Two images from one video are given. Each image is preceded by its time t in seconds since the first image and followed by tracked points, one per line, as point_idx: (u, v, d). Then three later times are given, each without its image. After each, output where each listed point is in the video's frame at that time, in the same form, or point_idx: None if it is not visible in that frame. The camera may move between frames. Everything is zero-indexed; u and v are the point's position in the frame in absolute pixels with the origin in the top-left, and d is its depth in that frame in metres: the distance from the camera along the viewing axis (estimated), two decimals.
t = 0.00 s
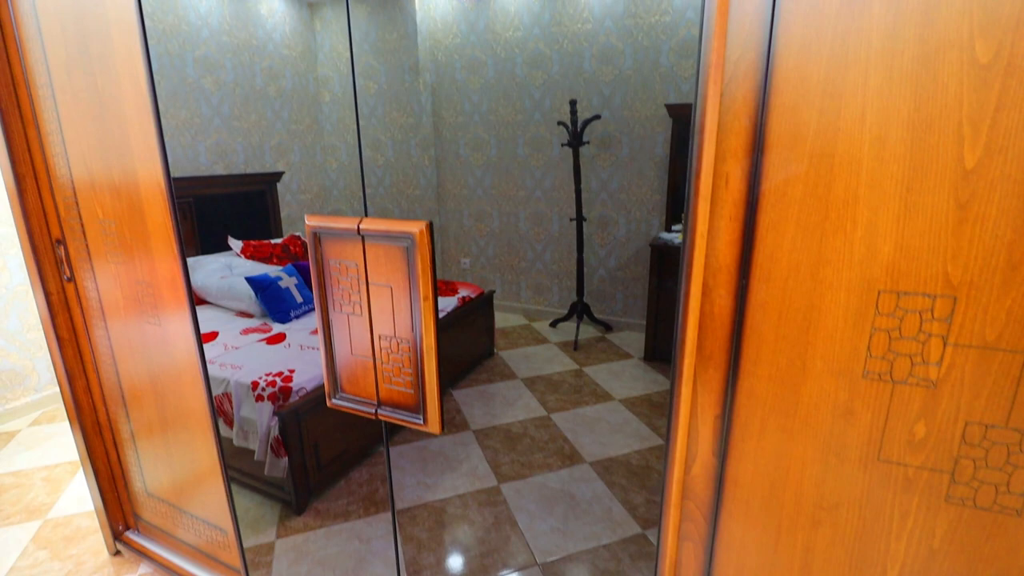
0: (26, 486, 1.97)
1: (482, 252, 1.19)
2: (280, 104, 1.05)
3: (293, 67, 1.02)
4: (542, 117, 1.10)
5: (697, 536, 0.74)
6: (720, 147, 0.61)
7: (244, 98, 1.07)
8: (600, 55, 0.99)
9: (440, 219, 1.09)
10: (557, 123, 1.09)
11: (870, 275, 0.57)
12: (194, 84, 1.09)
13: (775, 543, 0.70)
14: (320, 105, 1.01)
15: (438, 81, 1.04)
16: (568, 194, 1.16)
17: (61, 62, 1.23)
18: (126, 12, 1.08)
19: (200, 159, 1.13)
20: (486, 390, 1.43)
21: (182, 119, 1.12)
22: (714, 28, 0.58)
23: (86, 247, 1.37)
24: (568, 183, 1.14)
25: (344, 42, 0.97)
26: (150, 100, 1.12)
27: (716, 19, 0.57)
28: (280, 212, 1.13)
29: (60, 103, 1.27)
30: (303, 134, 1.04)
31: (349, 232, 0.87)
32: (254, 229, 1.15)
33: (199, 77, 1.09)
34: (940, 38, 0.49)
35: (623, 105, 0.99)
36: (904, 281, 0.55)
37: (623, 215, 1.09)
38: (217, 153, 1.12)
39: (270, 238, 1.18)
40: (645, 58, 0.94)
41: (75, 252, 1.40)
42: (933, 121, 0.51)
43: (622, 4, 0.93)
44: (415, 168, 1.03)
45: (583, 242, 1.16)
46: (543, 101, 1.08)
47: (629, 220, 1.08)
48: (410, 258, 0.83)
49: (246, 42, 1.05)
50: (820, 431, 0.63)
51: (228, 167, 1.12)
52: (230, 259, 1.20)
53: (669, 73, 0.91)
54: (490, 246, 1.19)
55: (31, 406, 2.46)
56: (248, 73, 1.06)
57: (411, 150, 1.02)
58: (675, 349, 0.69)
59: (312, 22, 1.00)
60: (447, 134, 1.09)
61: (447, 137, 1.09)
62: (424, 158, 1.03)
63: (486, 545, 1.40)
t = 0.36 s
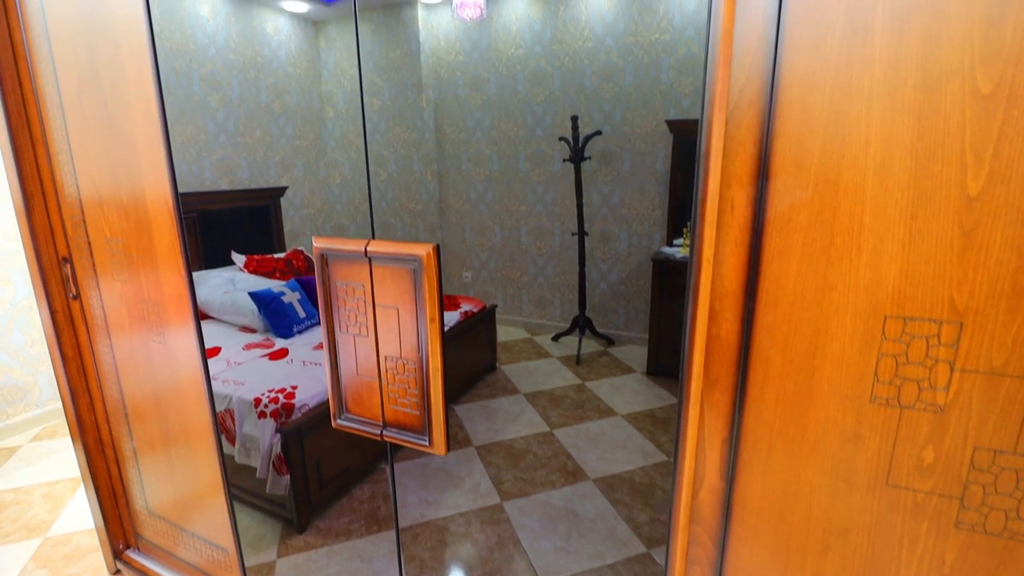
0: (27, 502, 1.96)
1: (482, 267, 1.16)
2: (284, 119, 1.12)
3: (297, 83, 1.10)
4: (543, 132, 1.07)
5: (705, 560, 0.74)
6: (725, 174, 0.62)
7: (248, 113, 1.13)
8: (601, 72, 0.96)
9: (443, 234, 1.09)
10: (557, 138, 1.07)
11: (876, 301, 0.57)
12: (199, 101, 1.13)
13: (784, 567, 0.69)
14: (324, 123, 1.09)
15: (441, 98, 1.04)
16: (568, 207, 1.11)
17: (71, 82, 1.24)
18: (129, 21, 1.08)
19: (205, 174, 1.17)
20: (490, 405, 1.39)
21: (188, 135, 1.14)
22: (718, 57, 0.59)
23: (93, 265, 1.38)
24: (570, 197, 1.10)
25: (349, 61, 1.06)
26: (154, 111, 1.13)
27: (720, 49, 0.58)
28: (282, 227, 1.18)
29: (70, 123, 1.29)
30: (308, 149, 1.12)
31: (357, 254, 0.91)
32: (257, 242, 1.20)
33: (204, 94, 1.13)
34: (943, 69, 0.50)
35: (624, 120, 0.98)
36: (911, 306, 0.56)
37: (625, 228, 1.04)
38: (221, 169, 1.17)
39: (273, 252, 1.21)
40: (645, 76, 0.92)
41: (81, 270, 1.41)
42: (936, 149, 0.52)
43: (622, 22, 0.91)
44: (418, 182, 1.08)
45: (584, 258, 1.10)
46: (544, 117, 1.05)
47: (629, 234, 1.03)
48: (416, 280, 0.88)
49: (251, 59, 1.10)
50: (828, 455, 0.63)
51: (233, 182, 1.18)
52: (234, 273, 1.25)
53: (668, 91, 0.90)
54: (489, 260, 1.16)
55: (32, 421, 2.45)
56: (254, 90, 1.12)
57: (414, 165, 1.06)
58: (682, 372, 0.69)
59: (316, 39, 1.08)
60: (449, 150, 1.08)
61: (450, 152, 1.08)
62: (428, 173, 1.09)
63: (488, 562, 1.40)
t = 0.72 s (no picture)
0: (24, 520, 1.94)
1: (485, 280, 1.23)
2: (287, 135, 1.13)
3: (300, 99, 1.11)
4: (546, 148, 1.16)
5: None
6: (727, 200, 0.62)
7: (252, 130, 1.15)
8: (600, 88, 1.03)
9: (444, 247, 1.12)
10: (558, 154, 1.15)
11: (878, 326, 0.57)
12: (204, 117, 1.13)
13: None
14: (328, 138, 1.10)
15: (444, 114, 1.16)
16: (568, 223, 1.18)
17: (78, 102, 1.26)
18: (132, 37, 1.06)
19: (208, 189, 1.17)
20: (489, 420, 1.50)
21: (192, 150, 1.14)
22: (719, 87, 0.60)
23: (96, 282, 1.39)
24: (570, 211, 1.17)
25: (352, 78, 1.07)
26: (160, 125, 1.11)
27: (721, 80, 0.59)
28: (285, 242, 1.20)
29: (76, 143, 1.30)
30: (310, 164, 1.12)
31: (360, 274, 0.92)
32: (258, 257, 1.22)
33: (210, 109, 1.14)
34: (940, 99, 0.51)
35: (625, 136, 1.03)
36: (912, 332, 0.56)
37: (625, 242, 1.09)
38: (225, 184, 1.17)
39: (274, 267, 1.24)
40: (645, 92, 0.95)
41: (85, 288, 1.41)
42: (934, 178, 0.53)
43: (622, 40, 0.95)
44: (418, 196, 1.13)
45: (585, 273, 1.16)
46: (544, 132, 1.15)
47: (630, 248, 1.07)
48: (420, 300, 0.89)
49: (256, 76, 1.12)
50: (832, 479, 0.63)
51: (236, 198, 1.19)
52: (236, 288, 1.26)
53: (669, 106, 0.92)
54: (491, 273, 1.23)
55: (30, 437, 2.44)
56: (258, 106, 1.13)
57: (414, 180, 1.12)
58: (686, 395, 0.69)
59: (320, 56, 1.10)
60: (451, 164, 1.18)
61: (452, 167, 1.19)
62: (429, 187, 1.14)
63: None
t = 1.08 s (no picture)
0: (20, 535, 1.92)
1: (484, 292, 1.12)
2: (290, 148, 1.12)
3: (303, 113, 1.10)
4: (547, 162, 1.10)
5: None
6: (728, 223, 0.63)
7: (254, 143, 1.13)
8: (601, 103, 0.99)
9: (444, 260, 1.05)
10: (558, 168, 1.09)
11: (879, 349, 0.58)
12: (206, 130, 1.13)
13: None
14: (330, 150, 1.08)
15: (444, 127, 1.07)
16: (569, 234, 1.12)
17: (83, 118, 1.27)
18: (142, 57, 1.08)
19: (209, 202, 1.17)
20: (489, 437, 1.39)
21: (195, 163, 1.15)
22: (719, 110, 0.61)
23: (98, 297, 1.39)
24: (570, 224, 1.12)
25: (355, 92, 1.06)
26: (166, 146, 1.15)
27: (721, 103, 0.60)
28: (286, 255, 1.18)
29: (81, 160, 1.31)
30: (312, 177, 1.10)
31: (364, 295, 0.99)
32: (258, 270, 1.20)
33: (212, 123, 1.12)
34: (937, 126, 0.52)
35: (625, 150, 1.00)
36: (914, 355, 0.56)
37: (625, 255, 1.04)
38: (227, 197, 1.17)
39: (275, 279, 1.21)
40: (644, 108, 0.93)
41: (86, 303, 1.42)
42: (932, 203, 0.53)
43: (622, 56, 0.93)
44: (419, 209, 1.06)
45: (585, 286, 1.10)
46: (544, 147, 1.09)
47: (631, 262, 1.03)
48: (421, 318, 0.96)
49: (259, 91, 1.11)
50: (835, 501, 0.63)
51: (237, 211, 1.19)
52: (236, 301, 1.23)
53: (668, 121, 0.91)
54: (492, 286, 1.13)
55: (28, 450, 2.42)
56: (260, 119, 1.12)
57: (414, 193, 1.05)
58: (688, 416, 0.69)
59: (322, 71, 1.09)
60: (451, 177, 1.09)
61: (452, 180, 1.09)
62: (430, 201, 1.06)
63: None
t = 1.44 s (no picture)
0: (17, 553, 1.90)
1: (485, 306, 1.07)
2: (293, 163, 1.12)
3: (306, 128, 1.10)
4: (548, 176, 1.02)
5: None
6: (731, 248, 0.64)
7: (259, 159, 1.15)
8: (601, 119, 0.94)
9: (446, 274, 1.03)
10: (560, 182, 1.01)
11: (883, 373, 0.58)
12: (211, 145, 1.15)
13: None
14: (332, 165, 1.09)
15: (446, 142, 1.03)
16: (569, 248, 1.03)
17: (91, 137, 1.29)
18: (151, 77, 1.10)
19: (212, 217, 1.18)
20: (488, 450, 1.33)
21: (198, 178, 1.16)
22: (721, 135, 0.62)
23: (102, 314, 1.40)
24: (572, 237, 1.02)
25: (357, 109, 1.05)
26: (172, 162, 1.16)
27: (723, 128, 0.61)
28: (288, 269, 1.17)
29: (88, 178, 1.33)
30: (315, 192, 1.11)
31: (370, 315, 1.03)
32: (260, 284, 1.19)
33: (217, 139, 1.14)
34: (937, 153, 0.53)
35: (625, 165, 0.93)
36: (918, 380, 0.56)
37: (627, 269, 0.98)
38: (230, 212, 1.18)
39: (276, 293, 1.20)
40: (644, 124, 0.89)
41: (90, 319, 1.42)
42: (935, 229, 0.54)
43: (622, 71, 0.90)
44: (421, 224, 1.04)
45: (588, 300, 1.02)
46: (545, 160, 1.01)
47: (632, 277, 0.96)
48: (427, 338, 1.00)
49: (263, 107, 1.12)
50: (842, 526, 0.62)
51: (241, 225, 1.19)
52: (238, 315, 1.23)
53: (667, 137, 0.87)
54: (494, 300, 1.07)
55: (28, 466, 2.41)
56: (265, 134, 1.13)
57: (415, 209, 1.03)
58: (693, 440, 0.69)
59: (326, 88, 1.07)
60: (452, 191, 1.05)
61: (452, 195, 1.05)
62: (432, 215, 1.03)
63: None
